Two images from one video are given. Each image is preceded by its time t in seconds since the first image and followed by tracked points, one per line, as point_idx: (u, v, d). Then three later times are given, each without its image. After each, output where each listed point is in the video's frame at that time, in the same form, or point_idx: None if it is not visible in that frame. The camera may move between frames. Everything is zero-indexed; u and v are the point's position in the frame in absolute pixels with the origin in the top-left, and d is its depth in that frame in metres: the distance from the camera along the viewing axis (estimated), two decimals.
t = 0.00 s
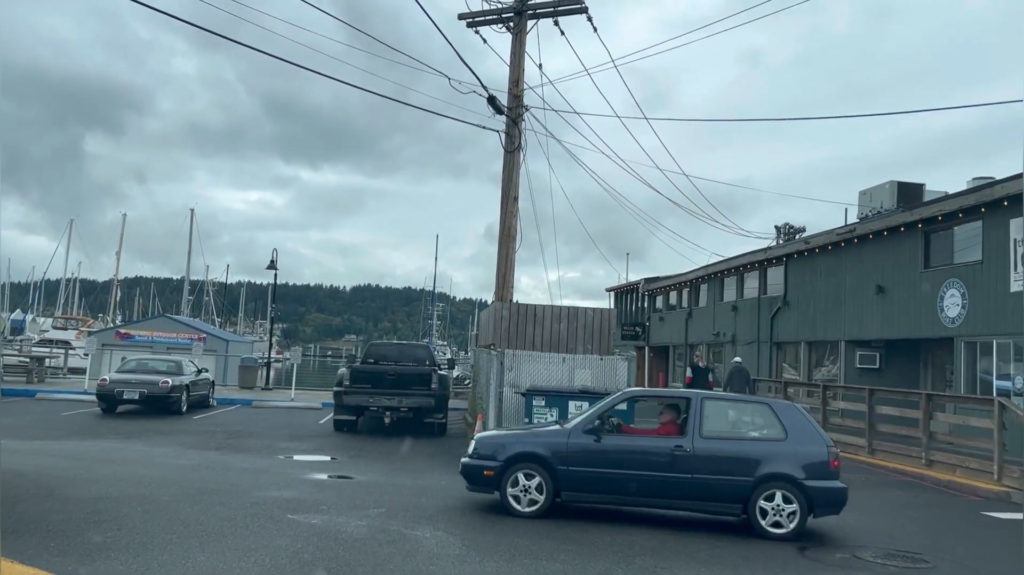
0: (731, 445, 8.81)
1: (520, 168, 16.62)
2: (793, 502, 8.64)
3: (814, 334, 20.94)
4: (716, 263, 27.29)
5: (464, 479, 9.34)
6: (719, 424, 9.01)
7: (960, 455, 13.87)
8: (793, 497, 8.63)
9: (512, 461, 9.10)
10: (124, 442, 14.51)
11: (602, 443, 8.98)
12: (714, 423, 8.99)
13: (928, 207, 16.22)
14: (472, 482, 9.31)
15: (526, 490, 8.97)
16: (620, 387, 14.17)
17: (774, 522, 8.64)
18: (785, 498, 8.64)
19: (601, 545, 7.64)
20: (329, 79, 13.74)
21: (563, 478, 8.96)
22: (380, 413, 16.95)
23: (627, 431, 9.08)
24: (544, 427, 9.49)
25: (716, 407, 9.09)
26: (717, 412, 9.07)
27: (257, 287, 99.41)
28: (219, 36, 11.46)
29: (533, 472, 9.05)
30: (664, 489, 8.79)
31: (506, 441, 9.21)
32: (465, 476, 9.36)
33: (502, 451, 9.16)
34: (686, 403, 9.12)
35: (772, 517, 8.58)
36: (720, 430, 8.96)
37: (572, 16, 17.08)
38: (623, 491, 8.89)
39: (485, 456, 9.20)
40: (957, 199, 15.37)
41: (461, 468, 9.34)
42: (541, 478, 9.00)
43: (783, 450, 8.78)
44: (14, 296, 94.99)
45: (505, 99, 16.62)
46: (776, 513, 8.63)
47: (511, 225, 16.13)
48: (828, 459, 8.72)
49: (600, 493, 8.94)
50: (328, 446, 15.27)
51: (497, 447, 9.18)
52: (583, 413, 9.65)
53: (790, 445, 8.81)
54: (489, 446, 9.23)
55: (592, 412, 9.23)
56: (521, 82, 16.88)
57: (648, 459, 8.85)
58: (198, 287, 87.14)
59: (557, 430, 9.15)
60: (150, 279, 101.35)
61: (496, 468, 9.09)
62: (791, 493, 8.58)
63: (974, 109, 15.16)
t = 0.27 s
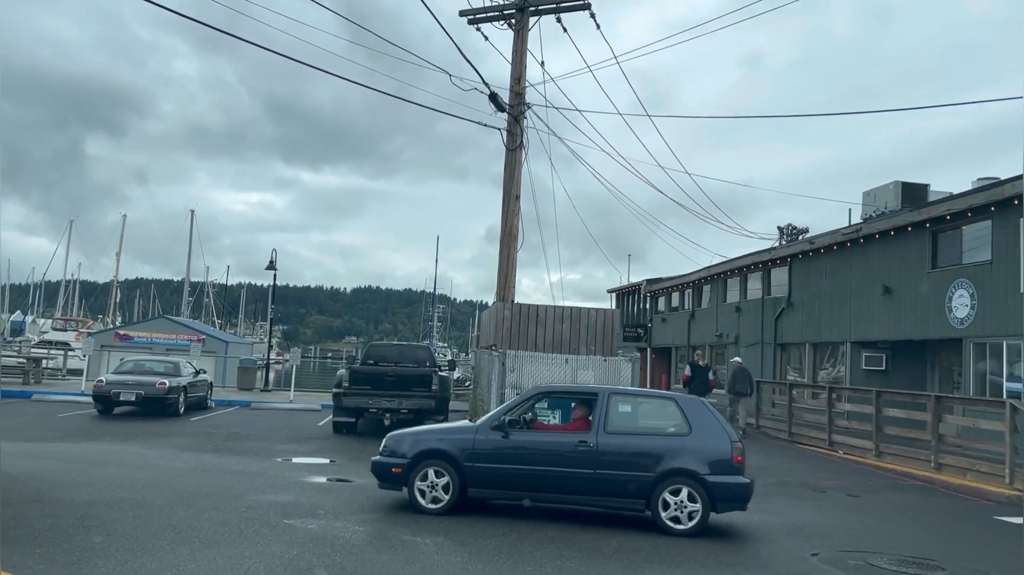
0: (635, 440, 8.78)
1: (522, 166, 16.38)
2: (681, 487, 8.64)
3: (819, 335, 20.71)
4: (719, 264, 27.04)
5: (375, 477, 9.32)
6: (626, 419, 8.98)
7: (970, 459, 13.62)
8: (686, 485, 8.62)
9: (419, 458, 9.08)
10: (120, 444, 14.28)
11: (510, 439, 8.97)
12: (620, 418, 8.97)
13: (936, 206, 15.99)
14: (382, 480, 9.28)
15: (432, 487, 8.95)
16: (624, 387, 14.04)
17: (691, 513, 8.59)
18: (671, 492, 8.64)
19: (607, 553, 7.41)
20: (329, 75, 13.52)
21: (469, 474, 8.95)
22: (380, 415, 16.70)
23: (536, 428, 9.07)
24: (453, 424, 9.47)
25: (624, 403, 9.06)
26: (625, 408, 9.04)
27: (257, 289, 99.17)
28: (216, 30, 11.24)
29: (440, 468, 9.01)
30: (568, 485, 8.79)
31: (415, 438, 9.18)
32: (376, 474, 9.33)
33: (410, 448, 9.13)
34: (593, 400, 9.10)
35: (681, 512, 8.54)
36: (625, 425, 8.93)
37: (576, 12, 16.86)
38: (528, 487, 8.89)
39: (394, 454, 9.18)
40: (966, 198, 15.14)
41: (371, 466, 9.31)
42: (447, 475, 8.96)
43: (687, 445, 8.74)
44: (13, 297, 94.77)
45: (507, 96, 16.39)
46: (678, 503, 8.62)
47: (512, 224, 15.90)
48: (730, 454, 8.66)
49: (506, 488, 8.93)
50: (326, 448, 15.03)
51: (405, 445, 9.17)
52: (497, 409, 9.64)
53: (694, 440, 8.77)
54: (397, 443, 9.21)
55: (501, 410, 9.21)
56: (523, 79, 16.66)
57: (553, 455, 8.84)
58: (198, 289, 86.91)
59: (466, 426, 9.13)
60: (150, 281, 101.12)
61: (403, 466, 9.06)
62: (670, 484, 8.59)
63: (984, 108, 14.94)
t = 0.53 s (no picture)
0: (537, 436, 8.82)
1: (525, 165, 16.10)
2: (573, 483, 8.68)
3: (826, 338, 20.42)
4: (723, 265, 26.75)
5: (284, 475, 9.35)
6: (529, 416, 9.02)
7: (983, 463, 13.31)
8: (584, 481, 8.65)
9: (324, 456, 9.10)
10: (113, 447, 14.00)
11: (414, 436, 9.00)
12: (524, 414, 9.02)
13: (946, 206, 15.72)
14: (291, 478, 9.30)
15: (337, 484, 8.98)
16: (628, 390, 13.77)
17: (591, 501, 8.62)
18: (564, 494, 8.67)
19: (615, 562, 7.12)
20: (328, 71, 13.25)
21: (373, 471, 8.99)
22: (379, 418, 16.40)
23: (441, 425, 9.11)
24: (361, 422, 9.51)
25: (528, 399, 9.11)
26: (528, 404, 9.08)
27: (257, 291, 98.89)
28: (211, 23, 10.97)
29: (345, 466, 9.03)
30: (468, 481, 8.84)
31: (321, 436, 9.22)
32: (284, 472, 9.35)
33: (316, 446, 9.17)
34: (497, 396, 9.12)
35: (581, 507, 8.58)
36: (528, 422, 8.98)
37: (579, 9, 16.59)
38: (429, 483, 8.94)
39: (301, 452, 9.21)
40: (977, 198, 14.87)
41: (279, 464, 9.33)
42: (351, 473, 8.99)
43: (586, 440, 8.77)
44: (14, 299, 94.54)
45: (509, 93, 16.12)
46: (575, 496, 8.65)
47: (514, 224, 15.63)
48: (631, 449, 8.67)
49: (407, 485, 8.99)
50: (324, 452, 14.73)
51: (312, 442, 9.19)
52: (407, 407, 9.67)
53: (594, 436, 8.81)
54: (304, 441, 9.24)
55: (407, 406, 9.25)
56: (526, 77, 16.38)
57: (456, 451, 8.89)
58: (199, 291, 86.66)
59: (371, 424, 9.17)
60: (150, 283, 100.87)
61: (309, 463, 9.09)
62: (559, 487, 8.62)
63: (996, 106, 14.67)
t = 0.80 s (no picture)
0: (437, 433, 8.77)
1: (528, 163, 15.80)
2: (469, 480, 8.61)
3: (834, 340, 20.09)
4: (728, 267, 26.43)
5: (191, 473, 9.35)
6: (432, 413, 8.98)
7: (998, 469, 12.97)
8: (481, 478, 8.57)
9: (228, 453, 9.10)
10: (106, 450, 13.70)
11: (318, 433, 8.98)
12: (426, 411, 8.98)
13: (957, 206, 15.41)
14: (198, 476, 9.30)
15: (240, 481, 8.97)
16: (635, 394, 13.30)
17: (487, 498, 8.54)
18: (461, 491, 8.61)
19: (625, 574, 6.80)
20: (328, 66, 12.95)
21: (275, 468, 8.97)
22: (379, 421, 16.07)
23: (347, 422, 9.09)
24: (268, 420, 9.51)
25: (430, 396, 9.06)
26: (430, 400, 9.03)
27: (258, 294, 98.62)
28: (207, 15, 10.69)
29: (247, 464, 9.01)
30: (368, 479, 8.80)
31: (227, 433, 9.22)
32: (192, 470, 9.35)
33: (221, 443, 9.17)
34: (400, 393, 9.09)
35: (477, 504, 8.49)
36: (429, 419, 8.94)
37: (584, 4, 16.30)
38: (329, 481, 8.90)
39: (206, 449, 9.21)
40: (989, 197, 14.56)
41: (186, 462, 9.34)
42: (255, 471, 8.97)
43: (485, 437, 8.70)
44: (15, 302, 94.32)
45: (512, 91, 15.82)
46: (471, 493, 8.58)
47: (518, 224, 15.33)
48: (528, 445, 8.59)
49: (307, 483, 8.96)
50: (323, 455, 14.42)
51: (218, 439, 9.18)
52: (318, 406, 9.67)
53: (495, 432, 8.73)
54: (211, 438, 9.23)
55: (312, 404, 9.24)
56: (529, 74, 16.08)
57: (356, 448, 8.86)
58: (200, 293, 86.40)
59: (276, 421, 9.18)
60: (152, 285, 100.62)
61: (212, 460, 9.09)
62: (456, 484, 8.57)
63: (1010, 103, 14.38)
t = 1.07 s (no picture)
0: (333, 430, 8.87)
1: (533, 161, 15.46)
2: (364, 479, 8.66)
3: (844, 342, 19.71)
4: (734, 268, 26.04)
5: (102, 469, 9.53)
6: (330, 411, 9.09)
7: (1017, 475, 12.58)
8: (375, 475, 8.63)
9: (133, 449, 9.29)
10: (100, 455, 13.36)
11: (219, 429, 9.14)
12: (326, 409, 9.09)
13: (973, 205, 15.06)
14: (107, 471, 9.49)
15: (143, 477, 9.17)
16: (643, 397, 12.83)
17: (381, 496, 8.58)
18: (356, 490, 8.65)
19: None
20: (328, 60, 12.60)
21: (176, 464, 9.13)
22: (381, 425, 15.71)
23: (251, 418, 9.24)
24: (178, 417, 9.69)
25: (333, 393, 9.19)
26: (332, 397, 9.16)
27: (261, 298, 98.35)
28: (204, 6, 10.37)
29: (151, 459, 9.20)
30: (266, 476, 8.92)
31: (134, 429, 9.41)
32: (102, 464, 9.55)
33: (127, 439, 9.36)
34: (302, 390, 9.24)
35: (371, 502, 8.54)
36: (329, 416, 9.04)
37: None
38: (229, 477, 9.05)
39: (114, 445, 9.42)
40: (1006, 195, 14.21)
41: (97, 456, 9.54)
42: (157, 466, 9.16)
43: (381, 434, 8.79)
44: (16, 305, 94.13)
45: (517, 87, 15.47)
46: (365, 491, 8.63)
47: (522, 223, 15.00)
48: (423, 444, 8.66)
49: (208, 479, 9.11)
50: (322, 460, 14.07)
51: (124, 435, 9.38)
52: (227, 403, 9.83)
53: (391, 429, 8.82)
54: (118, 433, 9.42)
55: (218, 401, 9.40)
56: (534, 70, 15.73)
57: (255, 445, 8.98)
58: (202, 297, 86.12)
59: (183, 417, 9.37)
60: (154, 289, 100.41)
61: (118, 456, 9.28)
62: (350, 482, 8.62)
63: None
